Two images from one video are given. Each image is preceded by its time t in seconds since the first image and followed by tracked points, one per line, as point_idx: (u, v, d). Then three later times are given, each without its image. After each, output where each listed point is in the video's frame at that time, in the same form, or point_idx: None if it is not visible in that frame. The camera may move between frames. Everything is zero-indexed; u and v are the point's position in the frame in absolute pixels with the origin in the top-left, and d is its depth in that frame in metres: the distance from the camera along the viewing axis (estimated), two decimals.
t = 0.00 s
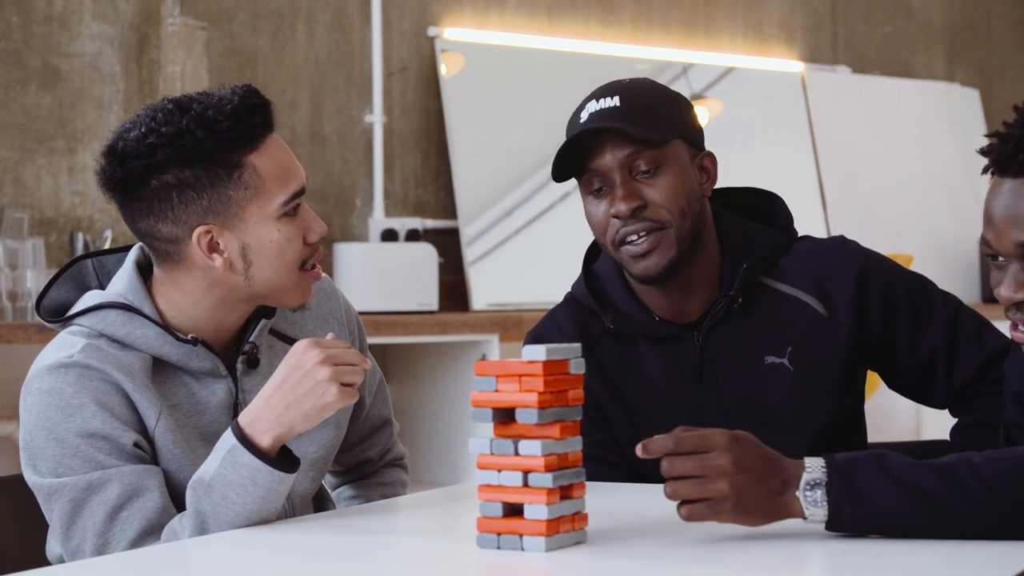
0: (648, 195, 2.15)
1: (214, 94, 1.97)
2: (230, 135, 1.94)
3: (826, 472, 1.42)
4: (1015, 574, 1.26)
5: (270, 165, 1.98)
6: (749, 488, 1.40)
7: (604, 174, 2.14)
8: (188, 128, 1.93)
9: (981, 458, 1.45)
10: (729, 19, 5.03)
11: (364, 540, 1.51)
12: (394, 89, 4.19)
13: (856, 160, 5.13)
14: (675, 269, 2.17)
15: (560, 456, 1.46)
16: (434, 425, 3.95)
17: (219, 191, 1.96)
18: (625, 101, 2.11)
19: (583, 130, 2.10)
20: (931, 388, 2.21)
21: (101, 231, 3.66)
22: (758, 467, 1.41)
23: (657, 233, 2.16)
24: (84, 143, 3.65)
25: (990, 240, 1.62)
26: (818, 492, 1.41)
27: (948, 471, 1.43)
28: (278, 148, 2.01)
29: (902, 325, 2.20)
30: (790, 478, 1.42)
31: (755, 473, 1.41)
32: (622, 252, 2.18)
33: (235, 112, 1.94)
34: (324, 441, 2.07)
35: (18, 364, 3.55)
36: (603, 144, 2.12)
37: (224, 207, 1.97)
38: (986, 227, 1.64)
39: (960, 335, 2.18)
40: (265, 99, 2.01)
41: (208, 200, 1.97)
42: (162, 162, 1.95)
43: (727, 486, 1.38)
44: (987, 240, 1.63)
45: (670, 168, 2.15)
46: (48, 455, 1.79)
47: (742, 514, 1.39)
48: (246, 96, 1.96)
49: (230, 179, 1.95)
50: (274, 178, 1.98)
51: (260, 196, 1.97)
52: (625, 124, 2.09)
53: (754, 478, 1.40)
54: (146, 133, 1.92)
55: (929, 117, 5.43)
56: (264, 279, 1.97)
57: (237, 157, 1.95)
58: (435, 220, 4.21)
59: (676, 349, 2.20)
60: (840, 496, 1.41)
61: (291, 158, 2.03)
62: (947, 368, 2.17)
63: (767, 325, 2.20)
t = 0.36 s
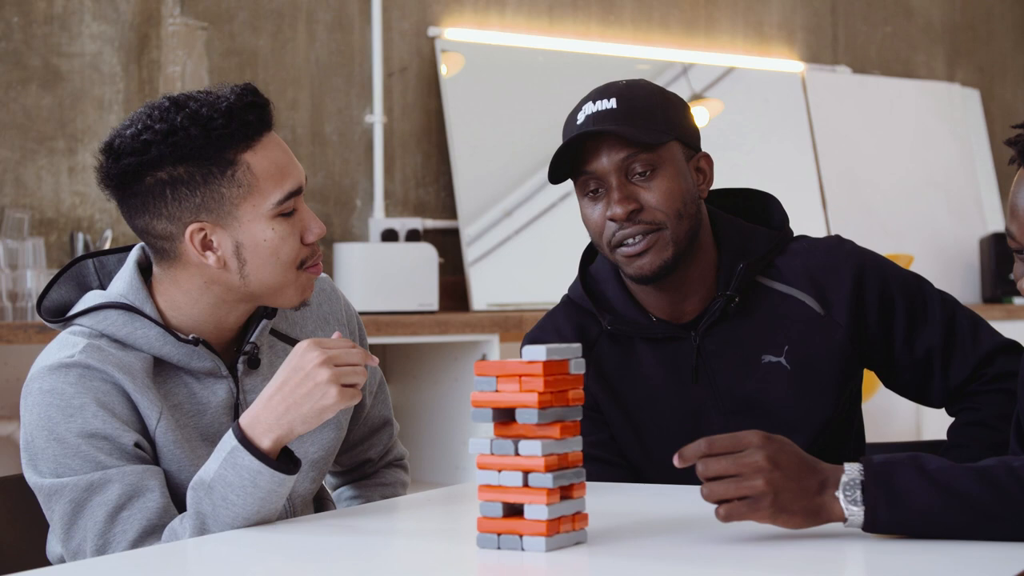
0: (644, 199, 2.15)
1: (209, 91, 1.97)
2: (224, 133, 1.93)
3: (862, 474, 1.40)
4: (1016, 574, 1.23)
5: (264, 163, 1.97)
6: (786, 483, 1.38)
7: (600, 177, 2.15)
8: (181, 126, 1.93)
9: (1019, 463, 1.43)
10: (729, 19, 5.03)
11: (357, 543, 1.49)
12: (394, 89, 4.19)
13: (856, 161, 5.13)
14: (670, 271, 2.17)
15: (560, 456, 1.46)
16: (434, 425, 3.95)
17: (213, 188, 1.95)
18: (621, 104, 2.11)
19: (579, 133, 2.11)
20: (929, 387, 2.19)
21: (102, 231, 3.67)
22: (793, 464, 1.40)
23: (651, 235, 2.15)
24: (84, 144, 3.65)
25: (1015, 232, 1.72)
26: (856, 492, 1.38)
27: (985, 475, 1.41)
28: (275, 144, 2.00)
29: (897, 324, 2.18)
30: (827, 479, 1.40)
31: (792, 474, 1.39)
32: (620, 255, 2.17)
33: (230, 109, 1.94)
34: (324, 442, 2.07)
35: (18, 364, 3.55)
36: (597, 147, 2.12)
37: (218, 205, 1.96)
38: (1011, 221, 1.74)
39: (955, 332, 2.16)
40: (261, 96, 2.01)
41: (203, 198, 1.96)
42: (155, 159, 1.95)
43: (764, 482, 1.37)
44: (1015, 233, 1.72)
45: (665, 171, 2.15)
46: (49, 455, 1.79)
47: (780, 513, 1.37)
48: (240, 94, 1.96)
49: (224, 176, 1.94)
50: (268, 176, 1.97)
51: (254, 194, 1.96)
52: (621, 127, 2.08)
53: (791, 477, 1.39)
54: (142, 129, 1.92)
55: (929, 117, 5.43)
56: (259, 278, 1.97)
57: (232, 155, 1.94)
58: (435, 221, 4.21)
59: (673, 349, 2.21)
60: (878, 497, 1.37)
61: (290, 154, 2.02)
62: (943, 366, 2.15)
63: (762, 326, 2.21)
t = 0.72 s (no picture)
0: (639, 206, 2.14)
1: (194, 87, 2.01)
2: (189, 124, 1.96)
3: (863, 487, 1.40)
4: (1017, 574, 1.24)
5: (231, 158, 1.96)
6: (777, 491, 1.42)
7: (596, 180, 2.14)
8: (152, 117, 1.99)
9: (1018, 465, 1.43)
10: (729, 20, 5.04)
11: (356, 543, 1.50)
12: (394, 89, 4.19)
13: (857, 161, 5.13)
14: (664, 279, 2.17)
15: (560, 456, 1.46)
16: (434, 425, 3.95)
17: (177, 178, 1.99)
18: (619, 107, 2.11)
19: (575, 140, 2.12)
20: (925, 386, 2.20)
21: (102, 231, 3.67)
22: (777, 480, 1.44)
23: (644, 244, 2.16)
24: (84, 144, 3.65)
25: (1012, 238, 1.77)
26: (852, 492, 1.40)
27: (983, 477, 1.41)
28: (257, 140, 1.98)
29: (894, 324, 2.18)
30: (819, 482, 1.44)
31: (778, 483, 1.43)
32: (615, 262, 2.17)
33: (198, 103, 1.97)
34: (324, 443, 2.07)
35: (18, 364, 3.55)
36: (595, 151, 2.12)
37: (183, 196, 1.98)
38: (1008, 225, 1.78)
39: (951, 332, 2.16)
40: (251, 92, 2.02)
41: (169, 188, 2.00)
42: (136, 151, 2.01)
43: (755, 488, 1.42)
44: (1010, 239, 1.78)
45: (661, 177, 2.15)
46: (50, 455, 1.79)
47: (780, 516, 1.39)
48: (215, 88, 1.98)
49: (185, 166, 1.97)
50: (230, 169, 1.95)
51: (214, 186, 1.96)
52: (610, 130, 2.09)
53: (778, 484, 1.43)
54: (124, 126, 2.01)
55: (929, 117, 5.43)
56: (221, 271, 1.96)
57: (196, 146, 1.96)
58: (435, 221, 4.21)
59: (670, 350, 2.20)
60: (880, 507, 1.38)
61: (274, 150, 1.98)
62: (940, 365, 2.15)
63: (759, 327, 2.21)
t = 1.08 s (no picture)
0: (649, 214, 2.14)
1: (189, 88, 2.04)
2: (176, 120, 1.98)
3: (841, 495, 1.41)
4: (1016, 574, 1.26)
5: (217, 152, 1.96)
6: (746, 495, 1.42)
7: (603, 186, 2.13)
8: (144, 116, 2.02)
9: (998, 466, 1.45)
10: (729, 20, 5.03)
11: (354, 544, 1.49)
12: (394, 89, 4.19)
13: (857, 161, 5.12)
14: (671, 284, 2.17)
15: (560, 456, 1.46)
16: (434, 425, 3.95)
17: (165, 174, 2.00)
18: (628, 112, 2.11)
19: (585, 151, 2.11)
20: (931, 390, 2.21)
21: (102, 231, 3.67)
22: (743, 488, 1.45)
23: (652, 250, 2.15)
24: (84, 144, 3.65)
25: (995, 249, 1.68)
26: (824, 497, 1.41)
27: (963, 478, 1.43)
28: (248, 137, 1.99)
29: (902, 328, 2.19)
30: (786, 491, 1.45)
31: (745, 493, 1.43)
32: (621, 266, 2.17)
33: (186, 100, 1.99)
34: (326, 442, 2.07)
35: (18, 364, 3.55)
36: (603, 159, 2.11)
37: (171, 191, 1.99)
38: (992, 235, 1.70)
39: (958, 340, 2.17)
40: (243, 91, 2.05)
41: (159, 184, 2.01)
42: (132, 152, 2.04)
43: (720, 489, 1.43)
44: (993, 249, 1.69)
45: (670, 185, 2.14)
46: (50, 454, 1.79)
47: (745, 520, 1.38)
48: (205, 86, 2.01)
49: (173, 161, 1.99)
50: (214, 163, 1.96)
51: (199, 180, 1.96)
52: (620, 139, 2.08)
53: (745, 494, 1.43)
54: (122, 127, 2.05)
55: (929, 117, 5.43)
56: (206, 264, 1.96)
57: (184, 142, 1.98)
58: (435, 221, 4.21)
59: (674, 353, 2.19)
60: (860, 511, 1.40)
61: (264, 147, 1.99)
62: (947, 372, 2.16)
63: (764, 331, 2.20)
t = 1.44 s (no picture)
0: (661, 220, 2.14)
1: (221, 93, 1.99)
2: (232, 135, 1.95)
3: (821, 493, 1.42)
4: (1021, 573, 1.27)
5: (272, 169, 1.98)
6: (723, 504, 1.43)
7: (621, 186, 2.14)
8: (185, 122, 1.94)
9: (980, 465, 1.45)
10: (729, 20, 5.03)
11: (353, 544, 1.50)
12: (394, 89, 4.19)
13: (857, 161, 5.12)
14: (678, 293, 2.18)
15: (560, 456, 1.46)
16: (434, 425, 3.95)
17: (218, 191, 1.96)
18: (657, 115, 2.12)
19: (607, 149, 2.11)
20: (946, 398, 2.23)
21: (102, 231, 3.67)
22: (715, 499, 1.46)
23: (661, 259, 2.16)
24: (84, 144, 3.66)
25: (979, 258, 1.64)
26: (806, 496, 1.42)
27: (946, 478, 1.43)
28: (287, 152, 2.03)
29: (918, 338, 2.21)
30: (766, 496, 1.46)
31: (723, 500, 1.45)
32: (632, 271, 2.19)
33: (236, 113, 1.95)
34: (323, 440, 2.07)
35: (18, 364, 3.55)
36: (620, 163, 2.12)
37: (223, 207, 1.97)
38: (975, 244, 1.66)
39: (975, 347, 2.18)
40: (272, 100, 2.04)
41: (208, 199, 1.97)
42: (162, 159, 1.96)
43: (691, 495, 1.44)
44: (976, 258, 1.65)
45: (687, 194, 2.15)
46: (48, 458, 1.79)
47: (723, 522, 1.38)
48: (245, 96, 1.97)
49: (230, 179, 1.96)
50: (270, 180, 1.98)
51: (260, 197, 1.97)
52: (643, 133, 2.09)
53: (723, 502, 1.44)
54: (148, 129, 1.94)
55: (929, 117, 5.43)
56: (260, 279, 1.98)
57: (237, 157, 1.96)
58: (435, 221, 4.21)
59: (687, 355, 2.21)
60: (842, 512, 1.40)
61: (298, 161, 2.04)
62: (963, 378, 2.18)
63: (780, 336, 2.21)
